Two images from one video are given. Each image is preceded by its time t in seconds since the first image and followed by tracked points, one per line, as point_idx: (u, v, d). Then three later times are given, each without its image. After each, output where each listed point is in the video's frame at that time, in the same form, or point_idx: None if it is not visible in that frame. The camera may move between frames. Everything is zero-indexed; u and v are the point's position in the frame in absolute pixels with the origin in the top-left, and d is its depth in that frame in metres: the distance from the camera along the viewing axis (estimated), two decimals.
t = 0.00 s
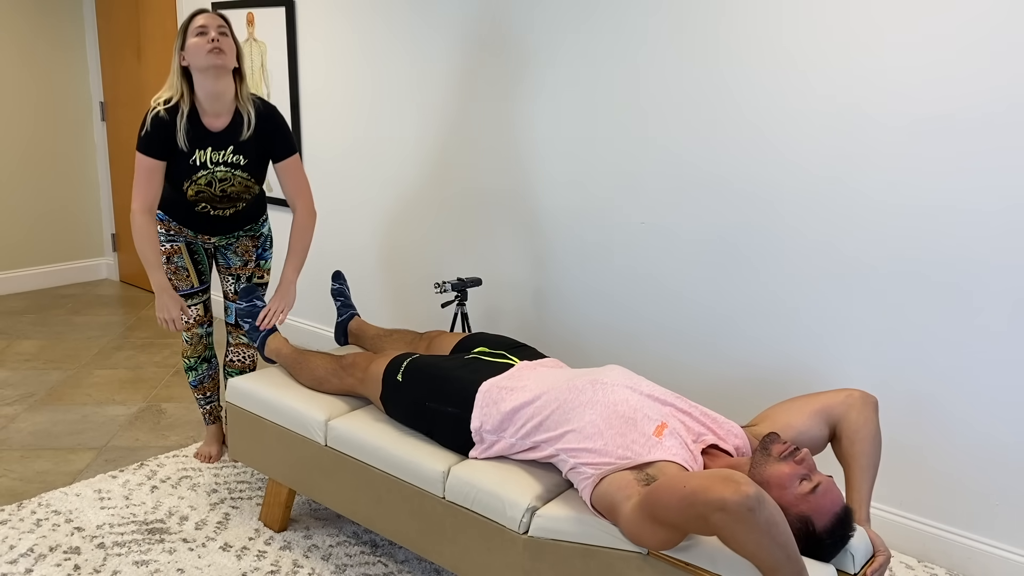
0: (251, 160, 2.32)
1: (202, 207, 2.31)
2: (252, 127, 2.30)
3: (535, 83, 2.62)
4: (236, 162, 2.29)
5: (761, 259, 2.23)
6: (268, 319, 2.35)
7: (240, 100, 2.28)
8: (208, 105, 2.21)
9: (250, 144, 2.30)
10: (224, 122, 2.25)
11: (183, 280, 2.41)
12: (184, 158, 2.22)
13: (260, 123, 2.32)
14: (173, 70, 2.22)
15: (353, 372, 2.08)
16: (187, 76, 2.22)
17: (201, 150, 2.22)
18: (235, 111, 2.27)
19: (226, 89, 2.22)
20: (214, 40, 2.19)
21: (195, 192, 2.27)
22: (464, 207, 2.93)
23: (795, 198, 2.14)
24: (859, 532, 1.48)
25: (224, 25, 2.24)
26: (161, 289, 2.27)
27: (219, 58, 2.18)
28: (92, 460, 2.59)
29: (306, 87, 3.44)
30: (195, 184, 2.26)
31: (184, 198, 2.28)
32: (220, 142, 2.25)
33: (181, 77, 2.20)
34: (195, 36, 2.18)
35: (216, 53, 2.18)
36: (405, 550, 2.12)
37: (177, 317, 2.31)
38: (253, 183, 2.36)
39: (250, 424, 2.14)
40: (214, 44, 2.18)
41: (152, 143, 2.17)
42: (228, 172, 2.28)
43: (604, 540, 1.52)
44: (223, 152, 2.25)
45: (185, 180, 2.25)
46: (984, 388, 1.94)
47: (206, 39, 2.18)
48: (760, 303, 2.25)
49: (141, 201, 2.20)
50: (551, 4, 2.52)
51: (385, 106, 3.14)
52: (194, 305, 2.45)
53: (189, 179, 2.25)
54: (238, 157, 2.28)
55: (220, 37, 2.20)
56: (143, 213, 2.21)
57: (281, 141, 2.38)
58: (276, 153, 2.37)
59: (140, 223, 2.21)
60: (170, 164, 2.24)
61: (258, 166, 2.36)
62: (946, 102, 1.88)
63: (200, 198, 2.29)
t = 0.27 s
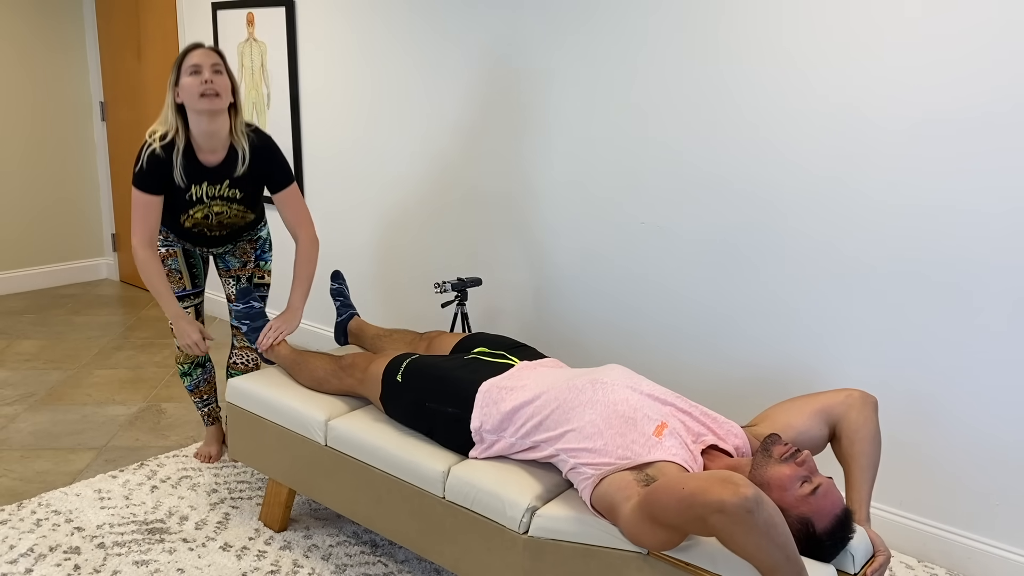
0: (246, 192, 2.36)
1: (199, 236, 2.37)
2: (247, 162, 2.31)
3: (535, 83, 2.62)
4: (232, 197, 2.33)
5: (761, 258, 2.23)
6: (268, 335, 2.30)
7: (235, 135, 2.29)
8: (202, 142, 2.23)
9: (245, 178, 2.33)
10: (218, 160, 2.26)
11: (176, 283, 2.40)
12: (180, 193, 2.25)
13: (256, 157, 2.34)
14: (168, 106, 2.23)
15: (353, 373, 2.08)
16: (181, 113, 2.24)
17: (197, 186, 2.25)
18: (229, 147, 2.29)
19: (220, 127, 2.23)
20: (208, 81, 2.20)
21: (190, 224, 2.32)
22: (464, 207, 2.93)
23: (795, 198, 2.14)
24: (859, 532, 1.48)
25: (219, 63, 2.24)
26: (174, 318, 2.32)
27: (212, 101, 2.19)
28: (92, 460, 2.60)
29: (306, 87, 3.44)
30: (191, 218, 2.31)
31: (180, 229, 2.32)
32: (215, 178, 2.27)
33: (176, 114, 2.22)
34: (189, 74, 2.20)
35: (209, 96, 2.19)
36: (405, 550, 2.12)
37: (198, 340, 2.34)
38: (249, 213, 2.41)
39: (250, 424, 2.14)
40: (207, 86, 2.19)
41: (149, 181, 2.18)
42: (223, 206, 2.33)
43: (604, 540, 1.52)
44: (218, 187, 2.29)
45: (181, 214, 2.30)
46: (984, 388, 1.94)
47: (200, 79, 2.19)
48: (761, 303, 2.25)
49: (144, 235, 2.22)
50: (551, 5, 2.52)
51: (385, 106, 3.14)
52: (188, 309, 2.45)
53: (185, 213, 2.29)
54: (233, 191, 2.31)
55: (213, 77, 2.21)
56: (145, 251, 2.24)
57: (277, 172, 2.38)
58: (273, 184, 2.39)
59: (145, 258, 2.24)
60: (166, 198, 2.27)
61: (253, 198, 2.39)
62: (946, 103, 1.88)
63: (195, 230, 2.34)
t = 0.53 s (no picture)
0: (249, 249, 2.51)
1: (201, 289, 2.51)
2: (248, 222, 2.46)
3: (535, 83, 2.62)
4: (235, 254, 2.48)
5: (760, 258, 2.23)
6: (267, 333, 2.30)
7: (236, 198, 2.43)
8: (204, 209, 2.36)
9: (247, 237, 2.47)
10: (220, 222, 2.40)
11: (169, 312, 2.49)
12: (186, 256, 2.38)
13: (256, 215, 2.48)
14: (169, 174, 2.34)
15: (351, 375, 2.07)
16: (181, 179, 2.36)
17: (201, 250, 2.39)
18: (230, 208, 2.43)
19: (221, 193, 2.36)
20: (207, 151, 2.32)
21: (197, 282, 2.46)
22: (464, 207, 2.93)
23: (795, 198, 2.14)
24: (859, 532, 1.48)
25: (216, 131, 2.38)
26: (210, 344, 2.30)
27: (213, 171, 2.30)
28: (92, 460, 2.59)
29: (306, 88, 3.44)
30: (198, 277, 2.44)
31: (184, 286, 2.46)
32: (218, 240, 2.41)
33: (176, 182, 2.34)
34: (189, 145, 2.32)
35: (210, 165, 2.30)
36: (404, 550, 2.12)
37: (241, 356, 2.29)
38: (251, 267, 2.57)
39: (250, 424, 2.14)
40: (207, 156, 2.31)
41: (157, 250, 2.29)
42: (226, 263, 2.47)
43: (604, 540, 1.52)
44: (221, 248, 2.43)
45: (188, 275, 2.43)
46: (984, 388, 1.94)
47: (200, 150, 2.31)
48: (761, 303, 2.25)
49: (149, 294, 2.31)
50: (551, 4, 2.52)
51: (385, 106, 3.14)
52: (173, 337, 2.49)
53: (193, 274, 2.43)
54: (236, 250, 2.47)
55: (212, 147, 2.33)
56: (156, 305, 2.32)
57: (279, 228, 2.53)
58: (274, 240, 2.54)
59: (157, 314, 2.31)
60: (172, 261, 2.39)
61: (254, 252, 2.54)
62: (946, 103, 1.88)
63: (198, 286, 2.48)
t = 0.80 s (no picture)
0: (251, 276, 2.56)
1: (210, 323, 2.53)
2: (246, 248, 2.52)
3: (535, 82, 2.62)
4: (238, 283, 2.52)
5: (760, 258, 2.23)
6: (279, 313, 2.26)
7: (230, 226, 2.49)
8: (203, 241, 2.41)
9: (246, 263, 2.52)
10: (219, 252, 2.45)
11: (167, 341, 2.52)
12: (193, 293, 2.41)
13: (252, 242, 2.54)
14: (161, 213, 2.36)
15: (355, 370, 2.08)
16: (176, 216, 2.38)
17: (207, 283, 2.42)
18: (227, 237, 2.48)
19: (217, 224, 2.41)
20: (202, 184, 2.35)
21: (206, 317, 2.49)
22: (464, 208, 2.93)
23: (795, 198, 2.14)
24: (859, 532, 1.48)
25: (205, 165, 2.42)
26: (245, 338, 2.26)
27: (211, 204, 2.35)
28: (91, 460, 2.59)
29: (306, 88, 3.44)
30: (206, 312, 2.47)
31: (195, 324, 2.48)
32: (220, 271, 2.45)
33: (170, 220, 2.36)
34: (182, 181, 2.34)
35: (207, 198, 2.34)
36: (405, 550, 2.12)
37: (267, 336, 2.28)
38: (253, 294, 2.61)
39: (250, 424, 2.14)
40: (203, 191, 2.34)
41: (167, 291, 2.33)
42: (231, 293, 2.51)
43: (605, 540, 1.52)
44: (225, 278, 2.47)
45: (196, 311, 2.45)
46: (983, 387, 1.94)
47: (194, 184, 2.34)
48: (761, 303, 2.25)
49: (173, 330, 2.34)
50: (550, 3, 2.52)
51: (385, 106, 3.14)
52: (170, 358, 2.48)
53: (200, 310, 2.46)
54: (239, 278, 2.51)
55: (205, 180, 2.36)
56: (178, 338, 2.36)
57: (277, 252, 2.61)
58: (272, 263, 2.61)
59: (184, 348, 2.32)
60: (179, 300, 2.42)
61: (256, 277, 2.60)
62: (946, 102, 1.88)
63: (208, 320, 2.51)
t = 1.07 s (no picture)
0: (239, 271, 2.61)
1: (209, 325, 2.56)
2: (230, 244, 2.58)
3: (535, 82, 2.62)
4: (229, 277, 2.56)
5: (761, 258, 2.23)
6: (276, 300, 2.25)
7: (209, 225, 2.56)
8: (187, 243, 2.48)
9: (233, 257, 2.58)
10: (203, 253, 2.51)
11: (164, 354, 2.53)
12: (188, 290, 2.45)
13: (235, 237, 2.61)
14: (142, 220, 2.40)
15: (354, 361, 2.10)
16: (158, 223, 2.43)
17: (199, 279, 2.47)
18: (209, 236, 2.54)
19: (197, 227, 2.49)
20: (184, 195, 2.41)
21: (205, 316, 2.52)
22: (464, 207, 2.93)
23: (795, 197, 2.14)
24: (859, 531, 1.48)
25: (187, 174, 2.47)
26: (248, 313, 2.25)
27: (194, 212, 2.42)
28: (92, 459, 2.59)
29: (306, 88, 3.44)
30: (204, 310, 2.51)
31: (199, 322, 2.50)
32: (209, 267, 2.51)
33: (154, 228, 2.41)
34: (165, 191, 2.39)
35: (190, 208, 2.41)
36: (405, 550, 2.12)
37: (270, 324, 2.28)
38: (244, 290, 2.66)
39: (251, 424, 2.14)
40: (188, 202, 2.41)
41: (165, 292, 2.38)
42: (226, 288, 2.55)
43: (605, 540, 1.52)
44: (215, 274, 2.52)
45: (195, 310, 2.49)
46: (984, 388, 1.94)
47: (178, 196, 2.39)
48: (761, 302, 2.25)
49: (187, 322, 2.37)
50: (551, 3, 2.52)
51: (385, 106, 3.14)
52: (166, 364, 2.50)
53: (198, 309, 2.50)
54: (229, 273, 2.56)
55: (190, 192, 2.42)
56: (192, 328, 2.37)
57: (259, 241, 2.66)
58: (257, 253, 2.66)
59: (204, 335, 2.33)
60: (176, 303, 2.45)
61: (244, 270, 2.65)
62: (947, 103, 1.88)
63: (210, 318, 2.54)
